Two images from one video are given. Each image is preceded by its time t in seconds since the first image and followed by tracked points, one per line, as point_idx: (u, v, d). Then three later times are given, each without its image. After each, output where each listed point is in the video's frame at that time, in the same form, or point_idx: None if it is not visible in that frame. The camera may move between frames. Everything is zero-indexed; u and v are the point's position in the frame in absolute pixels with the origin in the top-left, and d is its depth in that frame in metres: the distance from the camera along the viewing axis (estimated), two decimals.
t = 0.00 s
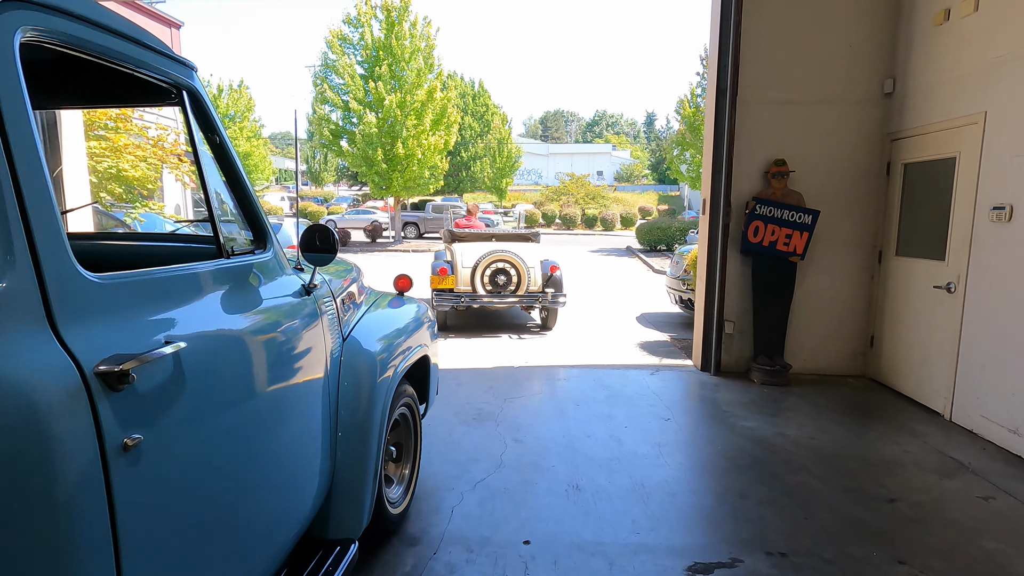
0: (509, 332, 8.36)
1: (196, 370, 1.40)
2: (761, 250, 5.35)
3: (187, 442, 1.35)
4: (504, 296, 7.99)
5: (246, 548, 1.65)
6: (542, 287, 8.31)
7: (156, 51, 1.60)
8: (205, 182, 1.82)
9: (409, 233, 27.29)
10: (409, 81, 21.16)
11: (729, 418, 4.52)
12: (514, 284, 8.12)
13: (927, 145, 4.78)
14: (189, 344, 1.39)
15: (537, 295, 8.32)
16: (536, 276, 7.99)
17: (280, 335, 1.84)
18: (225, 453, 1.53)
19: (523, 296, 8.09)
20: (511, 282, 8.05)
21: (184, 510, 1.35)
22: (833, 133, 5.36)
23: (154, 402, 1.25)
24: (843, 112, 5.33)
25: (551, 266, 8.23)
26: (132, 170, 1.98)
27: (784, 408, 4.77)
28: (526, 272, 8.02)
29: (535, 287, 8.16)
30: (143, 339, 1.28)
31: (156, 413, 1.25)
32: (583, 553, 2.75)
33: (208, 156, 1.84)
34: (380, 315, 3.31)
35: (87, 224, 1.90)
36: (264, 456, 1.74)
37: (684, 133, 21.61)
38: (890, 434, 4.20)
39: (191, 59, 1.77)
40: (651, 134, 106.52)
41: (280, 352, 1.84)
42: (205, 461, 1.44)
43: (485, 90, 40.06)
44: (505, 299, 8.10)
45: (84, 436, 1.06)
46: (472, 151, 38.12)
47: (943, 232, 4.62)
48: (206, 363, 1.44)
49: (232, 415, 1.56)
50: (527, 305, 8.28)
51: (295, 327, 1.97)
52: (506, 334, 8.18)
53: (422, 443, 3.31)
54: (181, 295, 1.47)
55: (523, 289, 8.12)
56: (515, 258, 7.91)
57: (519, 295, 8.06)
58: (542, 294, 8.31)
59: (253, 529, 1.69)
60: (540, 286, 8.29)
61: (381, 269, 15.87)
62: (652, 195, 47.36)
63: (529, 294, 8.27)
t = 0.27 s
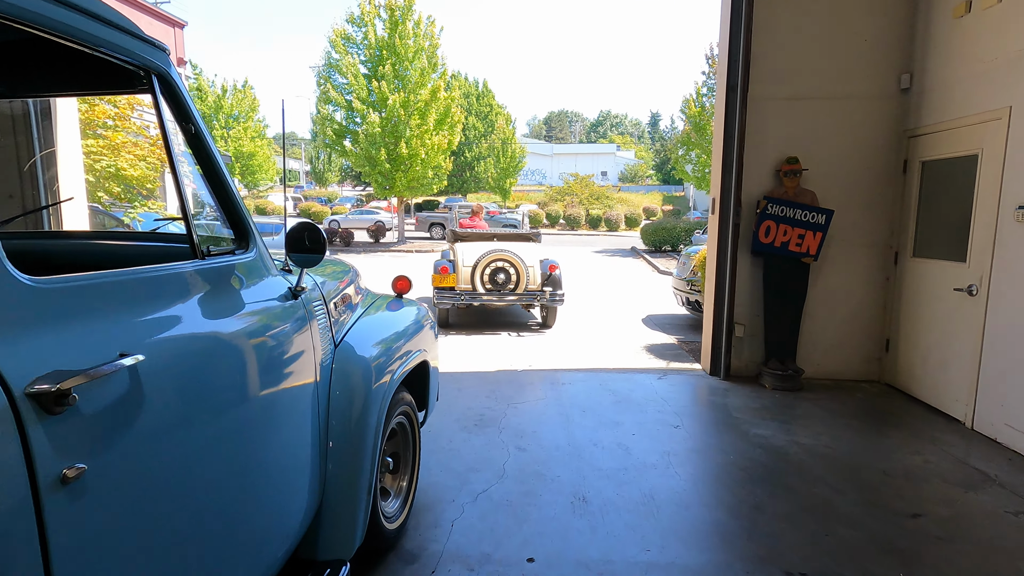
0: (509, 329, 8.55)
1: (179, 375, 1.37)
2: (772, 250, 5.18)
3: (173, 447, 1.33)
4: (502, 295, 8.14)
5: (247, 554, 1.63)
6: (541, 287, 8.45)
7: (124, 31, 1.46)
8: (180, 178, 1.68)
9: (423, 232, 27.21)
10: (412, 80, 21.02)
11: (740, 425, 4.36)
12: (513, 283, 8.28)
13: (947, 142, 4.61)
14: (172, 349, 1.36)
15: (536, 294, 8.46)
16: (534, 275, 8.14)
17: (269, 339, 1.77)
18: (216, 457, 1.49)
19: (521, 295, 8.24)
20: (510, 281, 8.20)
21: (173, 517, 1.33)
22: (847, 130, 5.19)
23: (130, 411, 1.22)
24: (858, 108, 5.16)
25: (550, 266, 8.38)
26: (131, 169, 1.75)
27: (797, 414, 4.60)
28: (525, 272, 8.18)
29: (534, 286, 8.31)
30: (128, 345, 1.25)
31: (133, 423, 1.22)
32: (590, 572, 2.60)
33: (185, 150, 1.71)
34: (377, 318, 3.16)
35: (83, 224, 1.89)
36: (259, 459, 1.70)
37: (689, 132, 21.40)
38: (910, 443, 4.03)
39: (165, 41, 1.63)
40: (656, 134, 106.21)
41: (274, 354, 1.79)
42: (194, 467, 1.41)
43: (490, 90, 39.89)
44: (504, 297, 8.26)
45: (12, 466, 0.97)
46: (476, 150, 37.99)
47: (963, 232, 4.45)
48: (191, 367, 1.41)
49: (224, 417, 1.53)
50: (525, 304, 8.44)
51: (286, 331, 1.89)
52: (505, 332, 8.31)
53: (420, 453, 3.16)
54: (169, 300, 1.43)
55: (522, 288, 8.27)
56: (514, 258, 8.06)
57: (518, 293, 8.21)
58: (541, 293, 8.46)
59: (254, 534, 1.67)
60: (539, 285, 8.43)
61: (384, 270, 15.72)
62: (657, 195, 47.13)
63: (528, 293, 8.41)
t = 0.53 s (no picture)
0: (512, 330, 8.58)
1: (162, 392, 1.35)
2: (789, 254, 4.99)
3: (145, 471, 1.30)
4: (505, 296, 8.15)
5: None
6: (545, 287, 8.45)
7: (82, 15, 1.30)
8: (146, 182, 1.53)
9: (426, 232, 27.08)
10: (418, 81, 20.89)
11: (757, 437, 4.17)
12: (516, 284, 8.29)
13: (974, 141, 4.40)
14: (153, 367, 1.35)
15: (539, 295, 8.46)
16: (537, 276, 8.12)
17: (261, 351, 1.71)
18: (205, 471, 1.47)
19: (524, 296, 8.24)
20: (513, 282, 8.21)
21: (165, 529, 1.34)
22: (867, 129, 4.99)
23: (109, 432, 1.21)
24: (880, 107, 4.96)
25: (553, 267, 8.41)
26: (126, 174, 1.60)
27: (816, 425, 4.40)
28: (528, 273, 8.17)
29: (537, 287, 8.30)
30: (109, 366, 1.24)
31: (113, 442, 1.22)
32: None
33: (154, 148, 1.55)
34: (376, 327, 2.99)
35: (82, 227, 1.81)
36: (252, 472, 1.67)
37: (697, 133, 21.16)
38: (937, 458, 3.83)
39: (132, 28, 1.46)
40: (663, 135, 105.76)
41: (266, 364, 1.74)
42: (184, 478, 1.40)
43: (496, 91, 39.75)
44: (507, 298, 8.27)
45: None
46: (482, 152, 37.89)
47: (993, 236, 4.24)
48: (174, 385, 1.39)
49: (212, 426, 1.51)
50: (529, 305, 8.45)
51: (280, 341, 1.83)
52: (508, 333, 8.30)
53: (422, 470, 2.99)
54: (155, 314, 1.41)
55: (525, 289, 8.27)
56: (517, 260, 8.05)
57: (521, 294, 8.21)
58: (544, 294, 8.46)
59: None
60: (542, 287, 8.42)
61: (388, 272, 15.56)
62: (664, 197, 46.82)
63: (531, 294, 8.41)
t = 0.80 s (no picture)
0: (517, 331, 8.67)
1: (152, 408, 1.30)
2: (809, 259, 4.78)
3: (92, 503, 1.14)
4: (511, 298, 8.22)
5: None
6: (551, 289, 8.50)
7: None
8: (101, 188, 1.38)
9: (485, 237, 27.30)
10: (427, 84, 20.80)
11: (777, 452, 3.96)
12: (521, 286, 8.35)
13: (1004, 141, 4.19)
14: (142, 381, 1.29)
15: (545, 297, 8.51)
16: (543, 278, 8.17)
17: (254, 363, 1.63)
18: (200, 489, 1.41)
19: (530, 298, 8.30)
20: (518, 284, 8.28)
21: (160, 551, 1.30)
22: (890, 128, 4.78)
23: (93, 453, 1.16)
24: (904, 105, 4.75)
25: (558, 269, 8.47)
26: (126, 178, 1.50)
27: (840, 439, 4.18)
28: (533, 275, 8.23)
29: (543, 289, 8.35)
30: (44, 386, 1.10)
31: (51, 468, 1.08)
32: None
33: (109, 144, 1.40)
34: (375, 338, 2.82)
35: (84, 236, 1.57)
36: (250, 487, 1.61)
37: (707, 135, 20.91)
38: (970, 476, 3.61)
39: (88, 11, 1.32)
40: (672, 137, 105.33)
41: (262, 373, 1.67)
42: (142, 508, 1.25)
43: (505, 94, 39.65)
44: (513, 300, 8.34)
45: None
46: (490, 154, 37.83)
47: None
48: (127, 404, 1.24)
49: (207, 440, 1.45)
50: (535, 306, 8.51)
51: (272, 352, 1.74)
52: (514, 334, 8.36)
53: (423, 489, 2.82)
54: (148, 325, 1.36)
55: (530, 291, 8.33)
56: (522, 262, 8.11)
57: (527, 296, 8.27)
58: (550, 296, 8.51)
59: None
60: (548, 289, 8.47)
61: (395, 275, 15.44)
62: (673, 199, 46.54)
63: (537, 296, 8.47)
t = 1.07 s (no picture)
0: (520, 329, 8.71)
1: (121, 415, 1.21)
2: (824, 261, 4.57)
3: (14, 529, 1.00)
4: (513, 298, 8.21)
5: None
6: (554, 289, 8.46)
7: None
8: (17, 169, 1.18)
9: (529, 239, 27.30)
10: (432, 84, 20.67)
11: (792, 463, 3.76)
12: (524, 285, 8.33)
13: None
14: (106, 385, 1.20)
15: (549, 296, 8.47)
16: (545, 278, 8.14)
17: (233, 367, 1.54)
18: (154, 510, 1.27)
19: (532, 297, 8.27)
20: (521, 284, 8.26)
21: (128, 569, 1.20)
22: (910, 123, 4.58)
23: (25, 470, 1.03)
24: (924, 100, 4.55)
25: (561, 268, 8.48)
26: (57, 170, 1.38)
27: (859, 450, 3.97)
28: (535, 275, 8.21)
29: (545, 289, 8.32)
30: None
31: None
32: None
33: (34, 122, 1.23)
34: (364, 343, 2.64)
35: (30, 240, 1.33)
36: (231, 499, 1.51)
37: (715, 136, 20.67)
38: (1000, 491, 3.39)
39: None
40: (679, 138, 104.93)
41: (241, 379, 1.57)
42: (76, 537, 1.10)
43: (511, 95, 39.47)
44: (515, 300, 8.33)
45: None
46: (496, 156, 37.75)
47: None
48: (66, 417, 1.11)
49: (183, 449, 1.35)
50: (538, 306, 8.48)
51: (248, 356, 1.63)
52: (517, 334, 8.34)
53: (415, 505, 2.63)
54: (118, 326, 1.27)
55: (532, 291, 8.31)
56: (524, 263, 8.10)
57: (529, 296, 8.25)
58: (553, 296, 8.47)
59: None
60: (551, 288, 8.43)
61: (399, 277, 15.30)
62: (680, 201, 46.27)
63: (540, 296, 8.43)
